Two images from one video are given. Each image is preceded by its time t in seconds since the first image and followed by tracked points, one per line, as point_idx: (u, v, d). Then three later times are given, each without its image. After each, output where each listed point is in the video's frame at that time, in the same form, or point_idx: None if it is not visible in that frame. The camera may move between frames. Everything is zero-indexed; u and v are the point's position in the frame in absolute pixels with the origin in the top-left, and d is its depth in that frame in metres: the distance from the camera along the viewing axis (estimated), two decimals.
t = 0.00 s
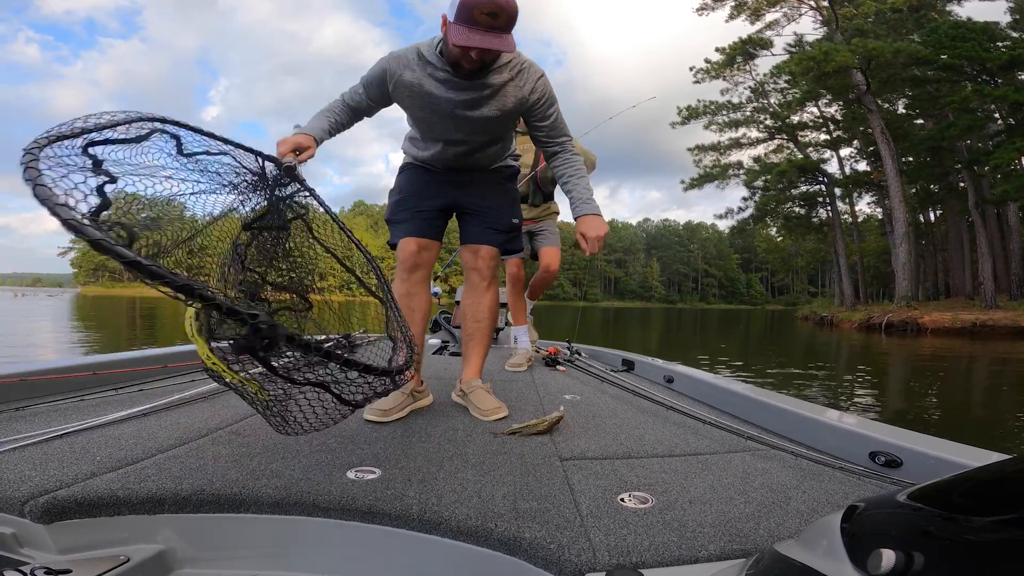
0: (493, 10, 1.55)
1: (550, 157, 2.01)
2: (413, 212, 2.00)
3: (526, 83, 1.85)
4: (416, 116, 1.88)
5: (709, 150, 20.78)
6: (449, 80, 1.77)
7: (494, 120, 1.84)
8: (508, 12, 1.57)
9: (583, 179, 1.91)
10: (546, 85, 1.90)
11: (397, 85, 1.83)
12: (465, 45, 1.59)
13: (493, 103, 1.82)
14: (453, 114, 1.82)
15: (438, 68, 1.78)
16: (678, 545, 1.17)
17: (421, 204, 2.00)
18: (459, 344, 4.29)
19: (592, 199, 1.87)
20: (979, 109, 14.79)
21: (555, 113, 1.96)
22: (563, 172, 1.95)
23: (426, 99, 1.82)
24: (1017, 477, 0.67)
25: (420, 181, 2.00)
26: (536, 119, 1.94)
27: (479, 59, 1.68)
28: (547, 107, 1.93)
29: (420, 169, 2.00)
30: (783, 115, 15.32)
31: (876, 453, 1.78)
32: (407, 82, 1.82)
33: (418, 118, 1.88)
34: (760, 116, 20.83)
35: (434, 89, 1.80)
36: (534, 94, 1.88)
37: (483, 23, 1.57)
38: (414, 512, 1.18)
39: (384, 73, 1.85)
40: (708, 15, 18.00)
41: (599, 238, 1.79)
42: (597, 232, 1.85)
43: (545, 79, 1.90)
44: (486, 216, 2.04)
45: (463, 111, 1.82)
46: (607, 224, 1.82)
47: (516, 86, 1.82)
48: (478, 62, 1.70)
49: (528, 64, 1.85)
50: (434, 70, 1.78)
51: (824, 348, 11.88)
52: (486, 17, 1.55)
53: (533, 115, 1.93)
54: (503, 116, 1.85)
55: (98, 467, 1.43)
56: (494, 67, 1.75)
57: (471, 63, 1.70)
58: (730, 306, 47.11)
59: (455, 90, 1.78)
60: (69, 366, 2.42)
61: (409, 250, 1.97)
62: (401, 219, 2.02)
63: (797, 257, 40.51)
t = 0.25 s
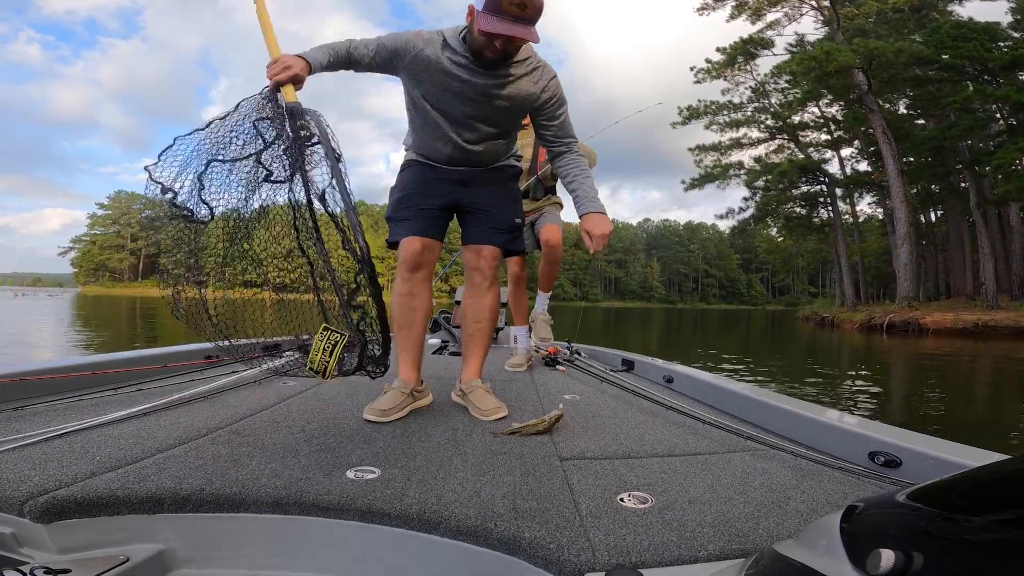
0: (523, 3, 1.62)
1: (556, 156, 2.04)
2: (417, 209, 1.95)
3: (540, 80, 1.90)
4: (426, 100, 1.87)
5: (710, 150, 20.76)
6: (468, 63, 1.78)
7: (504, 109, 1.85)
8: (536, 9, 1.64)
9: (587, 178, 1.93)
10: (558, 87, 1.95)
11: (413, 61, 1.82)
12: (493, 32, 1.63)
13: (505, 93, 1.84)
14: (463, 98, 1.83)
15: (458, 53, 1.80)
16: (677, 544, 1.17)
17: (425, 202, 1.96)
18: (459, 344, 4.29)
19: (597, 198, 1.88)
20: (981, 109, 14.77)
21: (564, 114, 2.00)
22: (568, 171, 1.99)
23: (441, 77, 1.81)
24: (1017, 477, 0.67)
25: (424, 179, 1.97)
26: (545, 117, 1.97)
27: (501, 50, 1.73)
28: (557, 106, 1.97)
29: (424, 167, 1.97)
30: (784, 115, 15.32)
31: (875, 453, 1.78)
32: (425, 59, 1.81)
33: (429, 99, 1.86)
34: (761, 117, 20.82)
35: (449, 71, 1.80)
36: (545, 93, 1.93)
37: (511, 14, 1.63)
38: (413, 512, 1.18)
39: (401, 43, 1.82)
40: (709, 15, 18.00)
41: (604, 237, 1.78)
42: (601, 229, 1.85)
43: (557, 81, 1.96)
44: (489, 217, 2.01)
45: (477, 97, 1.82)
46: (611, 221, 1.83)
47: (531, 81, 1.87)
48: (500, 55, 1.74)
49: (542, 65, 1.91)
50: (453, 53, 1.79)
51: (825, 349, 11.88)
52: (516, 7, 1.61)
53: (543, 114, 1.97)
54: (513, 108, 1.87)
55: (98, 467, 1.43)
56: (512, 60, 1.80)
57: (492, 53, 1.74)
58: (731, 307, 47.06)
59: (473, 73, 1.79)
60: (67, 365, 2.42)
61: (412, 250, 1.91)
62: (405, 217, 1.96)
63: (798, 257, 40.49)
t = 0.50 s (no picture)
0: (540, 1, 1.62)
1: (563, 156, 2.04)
2: (428, 197, 1.88)
3: (553, 81, 1.90)
4: (438, 95, 1.85)
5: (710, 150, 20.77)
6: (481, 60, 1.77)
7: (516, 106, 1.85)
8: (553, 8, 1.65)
9: (593, 179, 1.94)
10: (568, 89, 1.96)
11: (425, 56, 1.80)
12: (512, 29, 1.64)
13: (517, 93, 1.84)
14: (476, 96, 1.82)
15: (472, 50, 1.79)
16: (677, 544, 1.17)
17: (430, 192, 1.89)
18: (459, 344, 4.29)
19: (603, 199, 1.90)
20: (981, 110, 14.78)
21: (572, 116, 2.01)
22: (574, 173, 1.99)
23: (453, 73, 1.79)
24: (1018, 477, 0.67)
25: (432, 169, 1.92)
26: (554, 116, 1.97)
27: (518, 48, 1.72)
28: (567, 106, 1.97)
29: (433, 162, 1.93)
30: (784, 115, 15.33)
31: (875, 453, 1.78)
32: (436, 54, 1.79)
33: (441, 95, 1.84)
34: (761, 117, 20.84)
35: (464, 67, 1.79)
36: (556, 94, 1.94)
37: (529, 11, 1.63)
38: (412, 512, 1.18)
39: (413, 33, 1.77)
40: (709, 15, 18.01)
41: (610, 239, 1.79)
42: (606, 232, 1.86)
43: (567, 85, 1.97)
44: (494, 216, 1.98)
45: (490, 95, 1.81)
46: (616, 223, 1.84)
47: (543, 83, 1.87)
48: (515, 53, 1.73)
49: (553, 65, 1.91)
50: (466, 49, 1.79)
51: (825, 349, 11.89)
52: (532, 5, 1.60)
53: (552, 114, 1.97)
54: (524, 105, 1.87)
55: (97, 466, 1.43)
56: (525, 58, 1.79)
57: (508, 52, 1.73)
58: (731, 307, 47.04)
59: (486, 72, 1.78)
60: (66, 364, 2.42)
61: (424, 240, 1.85)
62: (416, 205, 1.88)
63: (799, 258, 40.48)
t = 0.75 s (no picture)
0: None
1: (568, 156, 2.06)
2: (437, 186, 1.86)
3: (555, 80, 1.91)
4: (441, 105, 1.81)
5: (710, 150, 20.77)
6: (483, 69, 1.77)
7: (524, 110, 1.85)
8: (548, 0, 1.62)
9: (599, 180, 1.96)
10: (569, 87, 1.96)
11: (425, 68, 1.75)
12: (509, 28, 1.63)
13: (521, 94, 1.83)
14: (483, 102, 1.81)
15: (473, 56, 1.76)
16: (675, 544, 1.18)
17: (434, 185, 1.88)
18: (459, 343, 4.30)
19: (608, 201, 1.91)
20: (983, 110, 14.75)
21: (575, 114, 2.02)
22: (581, 172, 2.02)
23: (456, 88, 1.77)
24: (1015, 478, 0.67)
25: (437, 164, 1.90)
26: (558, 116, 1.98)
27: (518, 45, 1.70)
28: (569, 105, 1.98)
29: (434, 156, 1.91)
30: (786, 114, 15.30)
31: (874, 454, 1.79)
32: (437, 67, 1.75)
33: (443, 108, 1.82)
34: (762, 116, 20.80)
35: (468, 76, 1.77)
36: (559, 92, 1.94)
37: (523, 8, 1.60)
38: (412, 511, 1.19)
39: (412, 46, 1.69)
40: (710, 14, 17.98)
41: (619, 240, 1.79)
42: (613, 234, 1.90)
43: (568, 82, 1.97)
44: (499, 213, 1.99)
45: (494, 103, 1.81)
46: (624, 227, 1.87)
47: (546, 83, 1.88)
48: (515, 51, 1.72)
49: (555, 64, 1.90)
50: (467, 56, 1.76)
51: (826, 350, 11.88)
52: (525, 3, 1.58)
53: (555, 114, 1.98)
54: (530, 110, 1.87)
55: (95, 465, 1.44)
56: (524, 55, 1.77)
57: (509, 52, 1.72)
58: (732, 307, 47.02)
59: (488, 82, 1.78)
60: (66, 362, 2.42)
61: (432, 233, 1.82)
62: (424, 196, 1.85)
63: (800, 258, 40.45)
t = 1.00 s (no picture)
0: None
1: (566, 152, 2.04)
2: (421, 194, 1.87)
3: (548, 76, 1.86)
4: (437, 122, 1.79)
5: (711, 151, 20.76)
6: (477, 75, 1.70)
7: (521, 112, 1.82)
8: None
9: (599, 179, 1.96)
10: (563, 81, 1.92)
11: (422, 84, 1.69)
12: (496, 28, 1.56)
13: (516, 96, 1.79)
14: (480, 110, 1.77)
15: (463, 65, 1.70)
16: (675, 545, 1.18)
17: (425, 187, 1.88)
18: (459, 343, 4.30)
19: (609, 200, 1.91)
20: (985, 109, 14.74)
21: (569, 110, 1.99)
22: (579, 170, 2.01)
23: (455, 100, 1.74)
24: (1014, 479, 0.68)
25: (425, 170, 1.91)
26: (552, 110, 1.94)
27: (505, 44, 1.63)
28: (562, 101, 1.94)
29: (419, 161, 1.91)
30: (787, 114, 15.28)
31: (874, 454, 1.79)
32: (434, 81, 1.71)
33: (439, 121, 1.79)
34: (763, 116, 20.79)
35: (462, 87, 1.72)
36: (554, 88, 1.90)
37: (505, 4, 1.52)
38: (411, 511, 1.19)
39: (402, 77, 1.62)
40: (711, 14, 17.97)
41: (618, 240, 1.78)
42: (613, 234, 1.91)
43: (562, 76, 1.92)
44: (495, 212, 1.99)
45: (491, 106, 1.77)
46: (625, 226, 1.87)
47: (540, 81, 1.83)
48: (504, 51, 1.65)
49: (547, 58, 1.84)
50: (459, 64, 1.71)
51: (827, 350, 11.87)
52: None
53: (551, 112, 1.95)
54: (526, 109, 1.84)
55: (95, 464, 1.44)
56: (514, 51, 1.69)
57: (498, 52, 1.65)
58: (733, 307, 47.01)
59: (484, 85, 1.73)
60: (66, 362, 2.42)
61: (417, 241, 1.80)
62: (408, 205, 1.86)
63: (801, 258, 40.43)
